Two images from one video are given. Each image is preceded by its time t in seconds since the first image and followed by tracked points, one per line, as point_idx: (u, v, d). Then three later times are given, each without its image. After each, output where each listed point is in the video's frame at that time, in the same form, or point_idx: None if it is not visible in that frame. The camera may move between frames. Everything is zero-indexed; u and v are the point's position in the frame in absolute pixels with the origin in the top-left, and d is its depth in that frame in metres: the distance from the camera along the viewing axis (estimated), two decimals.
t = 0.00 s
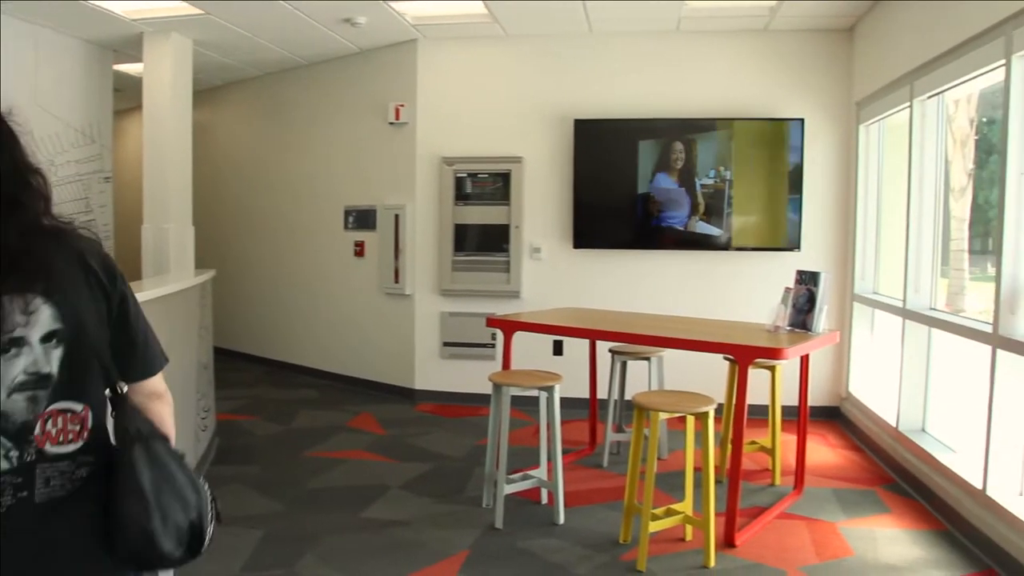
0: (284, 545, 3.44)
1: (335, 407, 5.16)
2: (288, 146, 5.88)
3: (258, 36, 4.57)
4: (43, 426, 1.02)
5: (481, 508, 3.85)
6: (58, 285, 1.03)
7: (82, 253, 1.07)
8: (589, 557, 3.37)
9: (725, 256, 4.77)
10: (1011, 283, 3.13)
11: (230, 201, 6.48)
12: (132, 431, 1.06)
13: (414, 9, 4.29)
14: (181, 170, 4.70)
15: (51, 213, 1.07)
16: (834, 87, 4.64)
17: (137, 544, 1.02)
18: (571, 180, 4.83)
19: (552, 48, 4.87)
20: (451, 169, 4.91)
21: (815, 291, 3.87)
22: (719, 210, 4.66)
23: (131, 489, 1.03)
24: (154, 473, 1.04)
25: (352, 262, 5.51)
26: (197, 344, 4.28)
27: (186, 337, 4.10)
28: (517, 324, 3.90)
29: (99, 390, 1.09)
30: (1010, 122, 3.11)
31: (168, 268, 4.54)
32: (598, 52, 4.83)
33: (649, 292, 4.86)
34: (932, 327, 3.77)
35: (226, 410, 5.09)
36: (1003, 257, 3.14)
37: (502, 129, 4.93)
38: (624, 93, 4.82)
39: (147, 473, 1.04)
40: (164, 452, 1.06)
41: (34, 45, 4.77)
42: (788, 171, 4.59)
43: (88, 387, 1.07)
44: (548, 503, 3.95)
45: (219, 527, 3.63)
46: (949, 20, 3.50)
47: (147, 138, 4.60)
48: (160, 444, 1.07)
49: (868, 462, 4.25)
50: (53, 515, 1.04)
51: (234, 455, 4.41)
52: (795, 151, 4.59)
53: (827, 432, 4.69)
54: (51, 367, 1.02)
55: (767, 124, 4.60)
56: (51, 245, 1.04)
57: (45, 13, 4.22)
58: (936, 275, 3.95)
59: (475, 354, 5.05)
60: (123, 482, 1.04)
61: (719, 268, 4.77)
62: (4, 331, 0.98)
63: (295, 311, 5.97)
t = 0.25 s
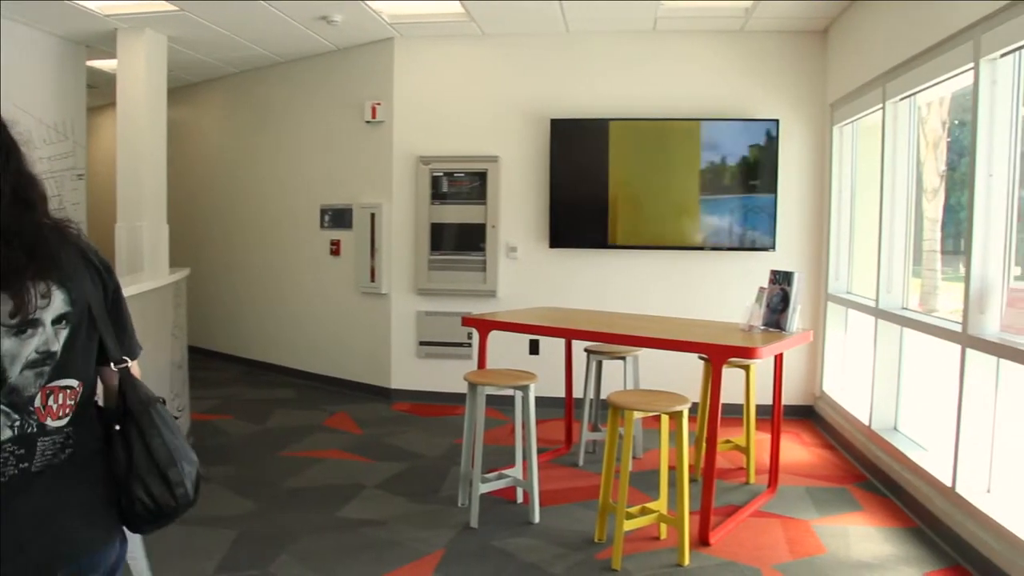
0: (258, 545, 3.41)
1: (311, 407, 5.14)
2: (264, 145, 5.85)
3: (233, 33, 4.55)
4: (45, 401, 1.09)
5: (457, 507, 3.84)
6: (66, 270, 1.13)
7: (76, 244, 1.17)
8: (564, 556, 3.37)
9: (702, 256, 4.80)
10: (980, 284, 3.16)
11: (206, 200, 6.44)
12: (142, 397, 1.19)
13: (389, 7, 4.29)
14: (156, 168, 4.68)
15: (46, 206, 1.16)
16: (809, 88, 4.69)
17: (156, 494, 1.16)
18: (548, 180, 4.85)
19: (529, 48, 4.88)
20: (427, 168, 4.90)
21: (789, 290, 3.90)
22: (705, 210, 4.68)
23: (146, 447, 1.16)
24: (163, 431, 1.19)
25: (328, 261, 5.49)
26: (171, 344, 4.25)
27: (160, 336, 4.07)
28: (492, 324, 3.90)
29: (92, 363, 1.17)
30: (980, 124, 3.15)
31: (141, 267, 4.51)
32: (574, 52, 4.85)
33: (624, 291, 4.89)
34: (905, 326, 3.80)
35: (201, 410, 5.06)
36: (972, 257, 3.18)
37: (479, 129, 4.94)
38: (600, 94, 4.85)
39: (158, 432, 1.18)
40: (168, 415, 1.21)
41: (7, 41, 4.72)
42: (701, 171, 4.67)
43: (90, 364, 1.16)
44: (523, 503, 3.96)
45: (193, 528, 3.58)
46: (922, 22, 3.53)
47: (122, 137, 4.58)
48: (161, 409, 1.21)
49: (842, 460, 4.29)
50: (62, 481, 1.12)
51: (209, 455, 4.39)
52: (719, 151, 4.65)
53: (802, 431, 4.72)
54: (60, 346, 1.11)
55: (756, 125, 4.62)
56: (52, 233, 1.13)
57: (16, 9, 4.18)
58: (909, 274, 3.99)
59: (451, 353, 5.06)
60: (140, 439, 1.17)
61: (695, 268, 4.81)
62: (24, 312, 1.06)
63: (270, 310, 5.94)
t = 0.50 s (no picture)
0: (241, 546, 3.39)
1: (295, 407, 5.13)
2: (247, 144, 5.83)
3: (215, 32, 4.54)
4: (9, 396, 1.36)
5: (440, 506, 3.84)
6: (35, 283, 1.41)
7: (47, 262, 1.45)
8: (547, 555, 3.37)
9: (685, 255, 4.82)
10: (959, 283, 3.19)
11: (188, 199, 6.41)
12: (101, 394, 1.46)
13: (373, 6, 4.28)
14: (138, 167, 4.66)
15: (23, 233, 1.44)
16: (792, 88, 4.71)
17: (103, 485, 1.43)
18: (531, 179, 4.86)
19: (513, 47, 4.88)
20: (410, 168, 4.90)
21: (772, 289, 3.92)
22: (691, 210, 4.69)
23: (100, 438, 1.43)
24: (118, 426, 1.46)
25: (312, 261, 5.48)
26: (153, 344, 4.23)
27: (142, 336, 4.05)
28: (476, 323, 3.90)
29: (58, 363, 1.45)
30: (959, 124, 3.17)
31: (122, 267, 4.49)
32: (558, 52, 4.85)
33: (608, 291, 4.90)
34: (886, 325, 3.83)
35: (183, 411, 5.03)
36: (951, 256, 3.20)
37: (463, 129, 4.94)
38: (583, 93, 4.85)
39: (109, 428, 1.44)
40: (118, 413, 1.46)
41: None
42: (613, 170, 4.76)
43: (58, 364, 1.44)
44: (507, 502, 3.96)
45: (175, 529, 3.55)
46: (902, 22, 3.55)
47: (103, 137, 4.56)
48: (115, 408, 1.47)
49: (824, 458, 4.31)
50: (27, 466, 1.41)
51: (191, 456, 4.37)
52: (634, 149, 4.73)
53: (784, 429, 4.75)
54: (27, 347, 1.38)
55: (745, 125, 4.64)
56: (26, 255, 1.41)
57: None
58: (890, 273, 4.02)
59: (434, 353, 5.05)
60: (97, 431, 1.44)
61: (678, 267, 4.83)
62: None
63: (254, 310, 5.92)
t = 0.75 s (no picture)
0: (228, 546, 3.37)
1: (283, 406, 5.12)
2: (235, 143, 5.81)
3: (201, 30, 4.52)
4: None
5: (428, 506, 3.83)
6: None
7: (9, 257, 1.73)
8: (535, 554, 3.37)
9: (673, 254, 4.83)
10: (944, 282, 3.20)
11: (175, 198, 6.38)
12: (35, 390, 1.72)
13: (360, 4, 4.27)
14: (124, 165, 4.63)
15: None
16: (779, 88, 4.73)
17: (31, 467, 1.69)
18: (520, 178, 4.86)
19: (500, 46, 4.88)
20: (398, 167, 4.89)
21: (758, 288, 3.93)
22: (679, 209, 4.71)
23: (35, 428, 1.69)
24: (50, 420, 1.71)
25: (299, 260, 5.46)
26: (140, 343, 4.21)
27: (128, 335, 4.02)
28: (463, 322, 3.90)
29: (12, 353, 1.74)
30: (944, 124, 3.19)
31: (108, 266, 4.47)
32: (546, 51, 4.86)
33: (596, 290, 4.91)
34: (873, 324, 3.85)
35: (170, 411, 5.01)
36: (937, 256, 3.22)
37: (451, 128, 4.94)
38: (571, 92, 4.86)
39: (45, 416, 1.72)
40: (53, 405, 1.73)
41: None
42: (554, 169, 4.80)
43: (11, 355, 1.74)
44: (495, 501, 3.96)
45: (161, 529, 3.53)
46: (888, 22, 3.56)
47: (89, 136, 4.54)
48: (53, 400, 1.74)
49: (811, 456, 4.33)
50: None
51: (178, 456, 4.35)
52: (574, 148, 4.78)
53: (771, 428, 4.77)
54: None
55: (738, 124, 4.66)
56: None
57: None
58: (875, 273, 4.03)
59: (423, 352, 5.05)
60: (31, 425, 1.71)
61: (665, 266, 4.84)
62: None
63: (241, 310, 5.90)
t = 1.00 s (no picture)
0: (217, 545, 3.36)
1: (273, 406, 5.10)
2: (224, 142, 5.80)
3: (191, 27, 4.50)
4: None
5: (418, 505, 3.83)
6: None
7: None
8: (525, 553, 3.37)
9: (664, 254, 4.83)
10: (933, 282, 3.22)
11: (165, 197, 6.36)
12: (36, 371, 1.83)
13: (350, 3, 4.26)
14: (114, 163, 4.62)
15: None
16: (768, 88, 4.74)
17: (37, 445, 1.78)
18: (510, 178, 4.86)
19: (491, 45, 4.88)
20: (388, 166, 4.89)
21: (748, 287, 3.93)
22: (669, 209, 4.72)
23: (39, 407, 1.79)
24: (52, 400, 1.82)
25: (290, 259, 5.45)
26: (129, 342, 4.20)
27: (118, 333, 4.01)
28: (453, 321, 3.90)
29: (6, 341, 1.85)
30: (932, 125, 3.20)
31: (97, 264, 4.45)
32: (536, 50, 4.86)
33: (586, 289, 4.91)
34: (862, 323, 3.86)
35: (160, 410, 4.99)
36: (926, 255, 3.23)
37: (442, 127, 4.94)
38: (562, 92, 4.86)
39: (45, 397, 1.82)
40: (53, 386, 1.84)
41: None
42: (523, 169, 4.82)
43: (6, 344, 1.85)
44: (485, 500, 3.95)
45: (150, 529, 3.52)
46: (878, 22, 3.57)
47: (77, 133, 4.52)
48: (51, 382, 1.84)
49: (801, 455, 4.34)
50: None
51: (167, 456, 4.34)
52: (542, 148, 4.80)
53: (762, 427, 4.78)
54: None
55: (710, 122, 4.68)
56: None
57: None
58: (865, 272, 4.05)
59: (413, 351, 5.05)
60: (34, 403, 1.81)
61: (656, 265, 4.85)
62: None
63: (232, 309, 5.88)
